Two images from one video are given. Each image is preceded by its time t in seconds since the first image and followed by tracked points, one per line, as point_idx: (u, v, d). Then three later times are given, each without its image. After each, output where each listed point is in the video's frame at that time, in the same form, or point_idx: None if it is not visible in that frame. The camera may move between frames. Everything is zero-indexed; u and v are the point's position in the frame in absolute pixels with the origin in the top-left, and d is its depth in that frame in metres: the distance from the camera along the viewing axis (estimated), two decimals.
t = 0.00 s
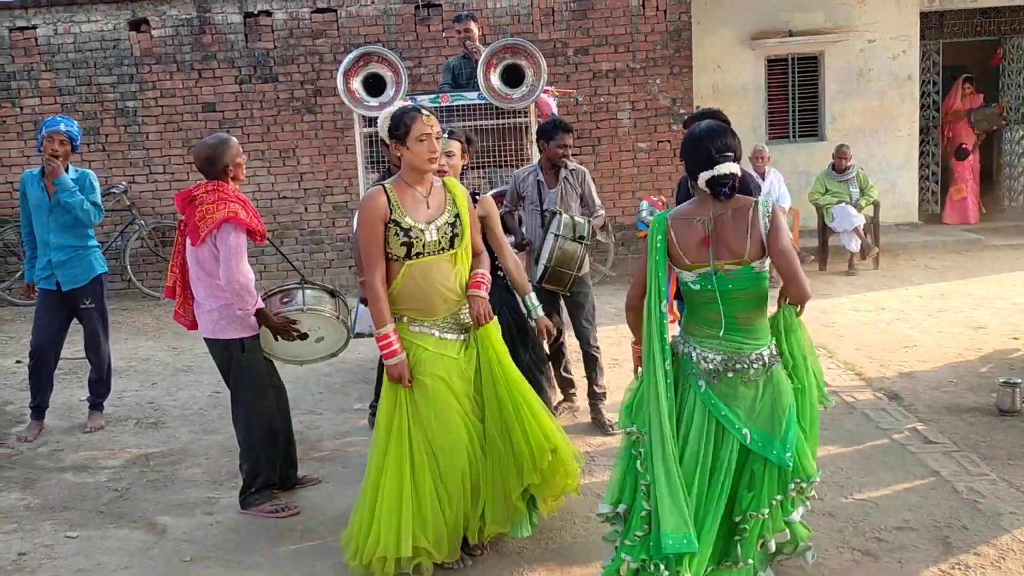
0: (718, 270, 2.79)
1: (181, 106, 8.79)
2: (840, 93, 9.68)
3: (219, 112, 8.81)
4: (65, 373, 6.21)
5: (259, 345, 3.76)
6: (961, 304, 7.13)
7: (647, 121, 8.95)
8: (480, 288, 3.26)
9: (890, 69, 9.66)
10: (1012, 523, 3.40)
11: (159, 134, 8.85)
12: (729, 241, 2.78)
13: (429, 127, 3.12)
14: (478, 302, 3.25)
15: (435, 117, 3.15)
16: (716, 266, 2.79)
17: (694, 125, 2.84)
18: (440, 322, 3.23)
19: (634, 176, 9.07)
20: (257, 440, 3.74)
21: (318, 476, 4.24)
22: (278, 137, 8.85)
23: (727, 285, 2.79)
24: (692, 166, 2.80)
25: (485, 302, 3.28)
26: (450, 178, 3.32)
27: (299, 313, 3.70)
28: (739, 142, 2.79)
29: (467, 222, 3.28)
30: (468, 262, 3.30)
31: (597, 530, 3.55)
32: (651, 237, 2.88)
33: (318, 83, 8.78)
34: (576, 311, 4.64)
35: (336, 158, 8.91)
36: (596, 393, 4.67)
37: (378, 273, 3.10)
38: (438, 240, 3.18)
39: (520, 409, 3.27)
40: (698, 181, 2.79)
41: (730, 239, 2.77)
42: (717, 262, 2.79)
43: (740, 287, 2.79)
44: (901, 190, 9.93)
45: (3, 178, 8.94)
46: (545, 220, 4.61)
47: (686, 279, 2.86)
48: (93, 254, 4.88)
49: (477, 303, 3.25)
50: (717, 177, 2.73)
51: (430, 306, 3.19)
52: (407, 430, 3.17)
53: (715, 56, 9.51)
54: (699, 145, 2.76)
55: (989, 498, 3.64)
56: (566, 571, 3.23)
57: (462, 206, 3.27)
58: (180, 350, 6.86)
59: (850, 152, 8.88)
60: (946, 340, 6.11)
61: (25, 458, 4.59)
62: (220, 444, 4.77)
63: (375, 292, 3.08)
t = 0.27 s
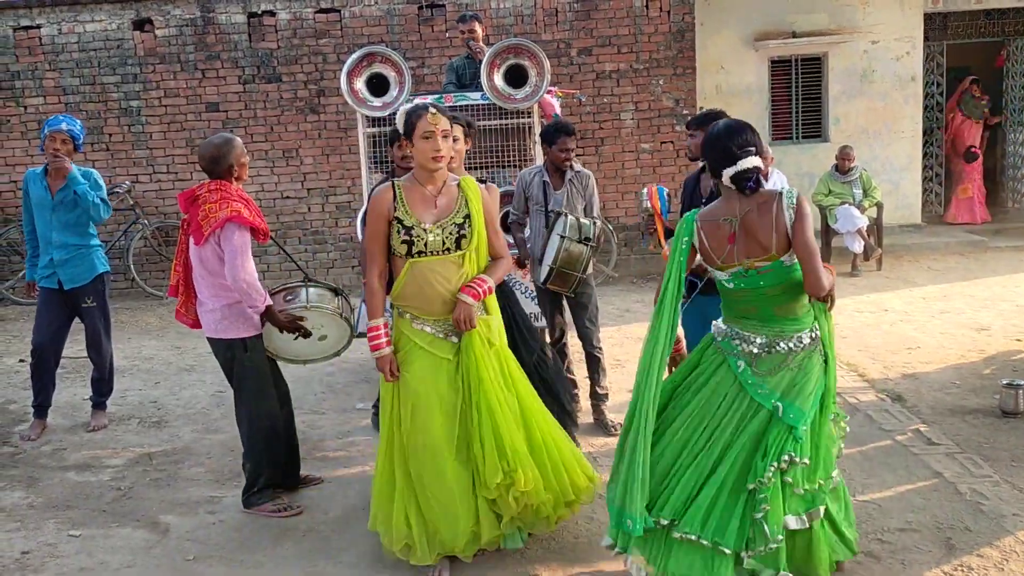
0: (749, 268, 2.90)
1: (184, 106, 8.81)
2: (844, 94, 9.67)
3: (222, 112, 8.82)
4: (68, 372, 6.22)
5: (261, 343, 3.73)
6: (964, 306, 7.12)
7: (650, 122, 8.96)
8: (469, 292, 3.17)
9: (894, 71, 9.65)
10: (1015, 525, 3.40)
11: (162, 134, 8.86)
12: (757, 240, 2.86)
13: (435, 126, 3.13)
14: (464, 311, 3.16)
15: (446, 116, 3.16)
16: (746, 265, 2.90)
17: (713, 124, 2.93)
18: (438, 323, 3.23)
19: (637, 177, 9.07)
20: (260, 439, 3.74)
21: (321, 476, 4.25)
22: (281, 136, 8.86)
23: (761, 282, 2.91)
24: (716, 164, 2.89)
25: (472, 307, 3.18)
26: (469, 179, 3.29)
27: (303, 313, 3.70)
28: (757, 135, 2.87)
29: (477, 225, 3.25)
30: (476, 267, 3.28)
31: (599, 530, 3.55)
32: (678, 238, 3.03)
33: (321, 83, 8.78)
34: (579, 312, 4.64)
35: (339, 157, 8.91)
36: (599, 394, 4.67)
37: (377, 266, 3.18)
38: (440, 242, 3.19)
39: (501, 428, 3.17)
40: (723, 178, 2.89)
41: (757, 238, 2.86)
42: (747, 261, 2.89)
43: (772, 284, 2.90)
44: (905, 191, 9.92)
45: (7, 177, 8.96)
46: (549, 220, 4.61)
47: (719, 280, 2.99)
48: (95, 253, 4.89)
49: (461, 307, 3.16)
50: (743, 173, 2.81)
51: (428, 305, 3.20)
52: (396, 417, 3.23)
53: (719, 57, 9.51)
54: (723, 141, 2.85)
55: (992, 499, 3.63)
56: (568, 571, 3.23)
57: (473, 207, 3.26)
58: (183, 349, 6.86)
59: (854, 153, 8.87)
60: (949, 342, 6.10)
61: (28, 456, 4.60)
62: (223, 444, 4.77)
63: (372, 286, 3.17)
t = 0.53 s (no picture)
0: (817, 262, 2.88)
1: (187, 106, 8.82)
2: (847, 96, 9.66)
3: (225, 112, 8.83)
4: (70, 371, 6.23)
5: (265, 344, 3.75)
6: (967, 308, 7.11)
7: (653, 122, 8.95)
8: (466, 296, 3.13)
9: (897, 72, 9.64)
10: (1017, 527, 3.39)
11: (165, 134, 8.87)
12: (818, 233, 2.88)
13: (445, 128, 3.12)
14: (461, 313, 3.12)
15: (458, 119, 3.14)
16: (813, 260, 2.88)
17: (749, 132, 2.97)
18: (437, 327, 3.22)
19: (640, 178, 9.06)
20: (264, 438, 3.75)
21: (323, 476, 4.25)
22: (284, 137, 8.87)
23: (829, 271, 2.90)
24: (747, 171, 2.92)
25: (470, 312, 3.13)
26: (479, 183, 3.26)
27: (306, 313, 3.71)
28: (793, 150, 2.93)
29: (484, 229, 3.23)
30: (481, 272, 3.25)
31: (601, 531, 3.55)
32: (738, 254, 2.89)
33: (324, 83, 8.79)
34: (582, 313, 4.64)
35: (342, 158, 8.92)
36: (601, 395, 4.67)
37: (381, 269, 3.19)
38: (443, 246, 3.18)
39: (476, 442, 3.13)
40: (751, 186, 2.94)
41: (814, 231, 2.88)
42: (811, 256, 2.88)
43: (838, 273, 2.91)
44: (908, 193, 9.91)
45: (10, 176, 8.98)
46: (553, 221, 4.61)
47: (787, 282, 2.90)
48: (98, 252, 4.89)
49: (459, 311, 3.12)
50: (770, 183, 2.86)
51: (426, 309, 3.20)
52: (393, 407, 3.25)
53: (721, 58, 9.50)
54: (753, 148, 2.90)
55: (995, 501, 3.63)
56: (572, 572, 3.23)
57: (481, 212, 3.22)
58: (185, 349, 6.87)
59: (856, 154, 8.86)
60: (951, 343, 6.09)
61: (30, 456, 4.61)
62: (225, 443, 4.77)
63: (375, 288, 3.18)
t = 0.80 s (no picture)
0: (841, 241, 3.05)
1: (190, 106, 8.83)
2: (849, 97, 9.66)
3: (228, 112, 8.84)
4: (73, 371, 6.24)
5: (267, 344, 3.76)
6: (969, 309, 7.10)
7: (655, 123, 8.95)
8: (482, 293, 3.14)
9: (899, 73, 9.64)
10: (1019, 528, 3.39)
11: (168, 134, 8.88)
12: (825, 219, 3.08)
13: (458, 127, 3.11)
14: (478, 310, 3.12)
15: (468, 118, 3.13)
16: (839, 239, 3.04)
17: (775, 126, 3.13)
18: (452, 327, 3.22)
19: (642, 179, 9.06)
20: (266, 438, 3.75)
21: (325, 477, 4.25)
22: (286, 137, 8.88)
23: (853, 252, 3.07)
24: (774, 161, 3.09)
25: (485, 307, 3.14)
26: (484, 181, 3.28)
27: (307, 314, 3.72)
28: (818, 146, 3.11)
29: (493, 227, 3.24)
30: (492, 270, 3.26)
31: (603, 532, 3.55)
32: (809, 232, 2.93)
33: (326, 84, 8.80)
34: (583, 314, 4.64)
35: (344, 158, 8.93)
36: (603, 396, 4.67)
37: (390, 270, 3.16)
38: (455, 246, 3.18)
39: (480, 444, 3.08)
40: (776, 177, 3.10)
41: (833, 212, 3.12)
42: (836, 236, 3.05)
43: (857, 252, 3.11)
44: (910, 194, 9.91)
45: (13, 177, 9.00)
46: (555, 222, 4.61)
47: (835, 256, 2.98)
48: (102, 253, 4.90)
49: (474, 307, 3.12)
50: (795, 175, 3.04)
51: (437, 310, 3.20)
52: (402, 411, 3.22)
53: (724, 60, 9.51)
54: (781, 141, 3.06)
55: (997, 503, 3.63)
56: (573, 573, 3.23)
57: (489, 211, 3.23)
58: (188, 350, 6.88)
59: (859, 156, 8.86)
60: (953, 345, 6.09)
61: (33, 456, 4.62)
62: (228, 444, 4.78)
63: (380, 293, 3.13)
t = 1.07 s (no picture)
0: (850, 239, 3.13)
1: (191, 107, 8.84)
2: (850, 98, 9.66)
3: (228, 113, 8.85)
4: (74, 372, 6.24)
5: (267, 344, 3.75)
6: (970, 310, 7.10)
7: (655, 125, 8.96)
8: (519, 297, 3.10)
9: (900, 75, 9.64)
10: (1018, 530, 3.39)
11: (169, 135, 8.89)
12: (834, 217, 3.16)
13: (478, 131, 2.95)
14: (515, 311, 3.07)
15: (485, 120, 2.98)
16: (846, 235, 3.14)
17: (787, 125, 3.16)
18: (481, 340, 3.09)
19: (643, 180, 9.07)
20: (267, 439, 3.76)
21: (325, 477, 4.25)
22: (287, 138, 8.89)
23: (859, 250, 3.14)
24: (793, 156, 3.09)
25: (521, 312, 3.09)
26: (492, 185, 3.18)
27: (307, 313, 3.75)
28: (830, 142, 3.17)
29: (508, 232, 3.14)
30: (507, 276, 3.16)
31: (602, 533, 3.55)
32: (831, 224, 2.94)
33: (327, 86, 8.81)
34: (584, 315, 4.64)
35: (345, 160, 8.95)
36: (604, 397, 4.67)
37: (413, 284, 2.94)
38: (479, 254, 3.02)
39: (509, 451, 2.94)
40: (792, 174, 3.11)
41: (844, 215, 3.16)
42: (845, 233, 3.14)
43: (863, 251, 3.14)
44: (910, 195, 9.91)
45: (14, 178, 9.01)
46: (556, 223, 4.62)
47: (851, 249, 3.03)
48: (102, 254, 4.90)
49: (512, 313, 3.06)
50: (815, 169, 3.04)
51: (465, 323, 3.03)
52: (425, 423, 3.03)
53: (724, 61, 9.52)
54: (799, 139, 3.08)
55: (997, 504, 3.63)
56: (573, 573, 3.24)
57: (502, 215, 3.14)
58: (188, 350, 6.88)
59: (859, 157, 8.86)
60: (953, 346, 6.09)
61: (34, 456, 4.62)
62: (228, 444, 4.78)
63: (405, 309, 2.90)
